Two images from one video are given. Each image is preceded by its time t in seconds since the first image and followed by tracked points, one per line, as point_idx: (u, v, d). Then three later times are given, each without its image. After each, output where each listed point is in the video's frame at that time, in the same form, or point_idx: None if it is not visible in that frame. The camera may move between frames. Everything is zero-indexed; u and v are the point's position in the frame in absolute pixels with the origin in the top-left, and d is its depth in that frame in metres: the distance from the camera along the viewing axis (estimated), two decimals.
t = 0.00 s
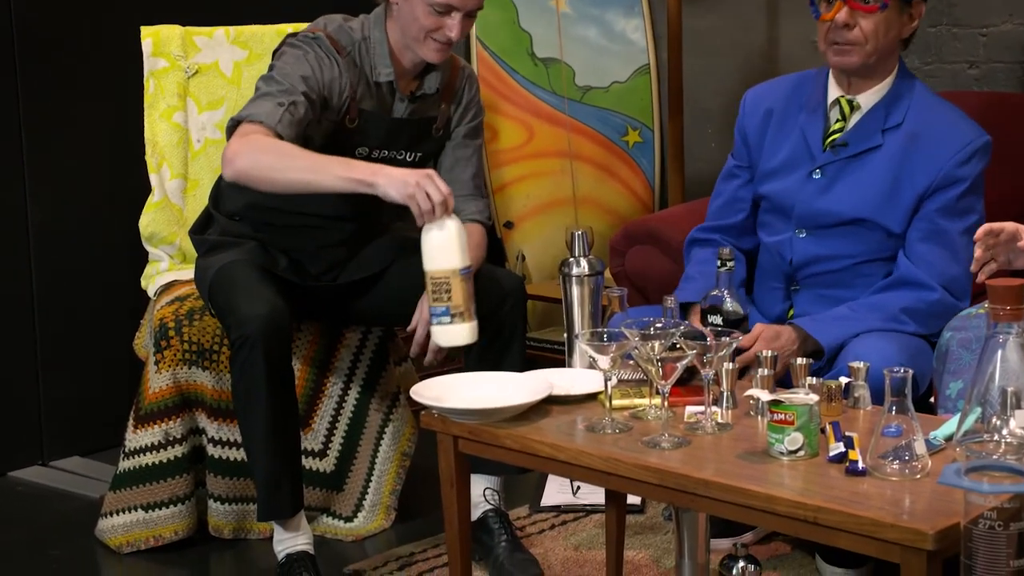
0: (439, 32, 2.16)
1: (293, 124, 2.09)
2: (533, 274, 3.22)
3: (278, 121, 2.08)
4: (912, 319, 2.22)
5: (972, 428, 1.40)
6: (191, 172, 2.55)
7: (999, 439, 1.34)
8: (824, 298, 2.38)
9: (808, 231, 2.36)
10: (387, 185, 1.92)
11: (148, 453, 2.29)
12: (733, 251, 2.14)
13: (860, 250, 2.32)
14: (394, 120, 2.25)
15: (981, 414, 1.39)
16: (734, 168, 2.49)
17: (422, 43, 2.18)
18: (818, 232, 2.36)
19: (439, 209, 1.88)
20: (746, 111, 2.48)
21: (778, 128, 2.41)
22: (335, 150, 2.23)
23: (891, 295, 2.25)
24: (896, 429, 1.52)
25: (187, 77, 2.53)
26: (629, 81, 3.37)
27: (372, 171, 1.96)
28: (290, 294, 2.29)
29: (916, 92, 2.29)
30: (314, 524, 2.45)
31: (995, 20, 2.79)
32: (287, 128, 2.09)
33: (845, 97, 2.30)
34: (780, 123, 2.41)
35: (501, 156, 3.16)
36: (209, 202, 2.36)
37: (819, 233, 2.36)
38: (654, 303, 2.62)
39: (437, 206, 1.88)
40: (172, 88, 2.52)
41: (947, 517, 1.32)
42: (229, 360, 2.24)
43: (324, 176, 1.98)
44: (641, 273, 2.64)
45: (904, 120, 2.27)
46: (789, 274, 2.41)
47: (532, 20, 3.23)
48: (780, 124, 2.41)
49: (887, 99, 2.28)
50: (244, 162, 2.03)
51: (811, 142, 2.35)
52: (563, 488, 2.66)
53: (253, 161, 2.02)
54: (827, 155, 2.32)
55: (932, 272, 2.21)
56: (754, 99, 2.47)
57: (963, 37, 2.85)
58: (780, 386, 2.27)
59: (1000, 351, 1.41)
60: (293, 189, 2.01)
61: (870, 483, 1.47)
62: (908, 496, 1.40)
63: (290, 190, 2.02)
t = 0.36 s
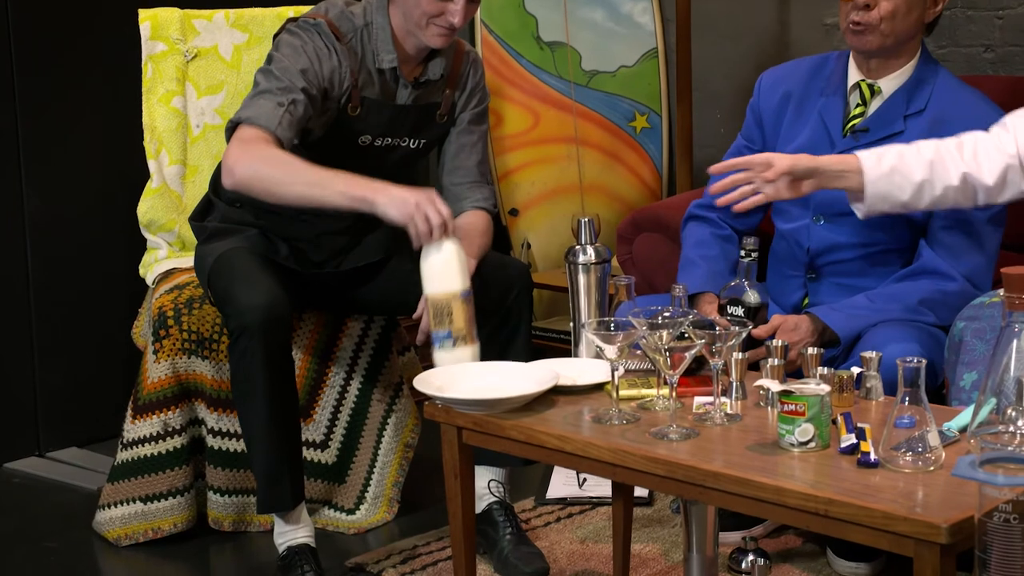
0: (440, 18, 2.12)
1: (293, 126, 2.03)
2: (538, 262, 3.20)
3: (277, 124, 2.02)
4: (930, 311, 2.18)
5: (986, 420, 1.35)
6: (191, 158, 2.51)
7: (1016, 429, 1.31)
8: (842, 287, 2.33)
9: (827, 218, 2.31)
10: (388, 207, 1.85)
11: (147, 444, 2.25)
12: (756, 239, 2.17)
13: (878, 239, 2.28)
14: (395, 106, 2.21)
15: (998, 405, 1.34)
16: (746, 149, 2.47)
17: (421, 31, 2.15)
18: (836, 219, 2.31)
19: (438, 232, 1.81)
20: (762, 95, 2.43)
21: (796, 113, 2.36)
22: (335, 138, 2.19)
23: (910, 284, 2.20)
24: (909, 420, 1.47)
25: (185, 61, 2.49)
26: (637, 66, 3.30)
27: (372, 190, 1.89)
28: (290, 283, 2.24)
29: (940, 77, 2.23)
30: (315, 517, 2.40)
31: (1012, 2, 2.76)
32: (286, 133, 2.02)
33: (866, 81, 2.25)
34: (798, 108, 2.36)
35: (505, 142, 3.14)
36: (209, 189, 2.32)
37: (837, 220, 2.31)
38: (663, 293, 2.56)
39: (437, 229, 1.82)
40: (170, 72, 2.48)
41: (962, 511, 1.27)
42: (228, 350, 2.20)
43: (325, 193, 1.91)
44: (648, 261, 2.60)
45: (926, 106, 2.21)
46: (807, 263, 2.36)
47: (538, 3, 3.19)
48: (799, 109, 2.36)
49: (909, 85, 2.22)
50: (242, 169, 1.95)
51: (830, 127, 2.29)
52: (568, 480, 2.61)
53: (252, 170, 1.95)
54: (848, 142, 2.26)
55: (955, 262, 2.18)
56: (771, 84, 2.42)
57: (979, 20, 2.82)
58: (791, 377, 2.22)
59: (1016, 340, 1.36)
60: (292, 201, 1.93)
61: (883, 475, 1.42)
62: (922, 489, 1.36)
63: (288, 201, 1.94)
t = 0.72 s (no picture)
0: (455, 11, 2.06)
1: (308, 174, 2.01)
2: (543, 253, 3.15)
3: (293, 177, 1.99)
4: (942, 304, 2.13)
5: (1002, 414, 1.31)
6: (189, 147, 2.48)
7: None
8: (852, 279, 2.27)
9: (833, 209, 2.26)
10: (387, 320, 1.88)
11: (145, 438, 2.20)
12: (763, 230, 2.08)
13: (887, 229, 2.23)
14: (403, 105, 2.14)
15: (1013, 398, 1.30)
16: (743, 142, 2.41)
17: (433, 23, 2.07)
18: (842, 210, 2.25)
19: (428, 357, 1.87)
20: (761, 85, 2.37)
21: (798, 102, 2.30)
22: (343, 141, 2.13)
23: (920, 275, 2.15)
24: (923, 414, 1.44)
25: (184, 47, 2.46)
26: (645, 52, 3.27)
27: (372, 295, 1.92)
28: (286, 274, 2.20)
29: (940, 60, 2.18)
30: (315, 512, 2.36)
31: None
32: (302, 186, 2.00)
33: (864, 63, 2.21)
34: (799, 98, 2.30)
35: (510, 130, 3.10)
36: (207, 179, 2.26)
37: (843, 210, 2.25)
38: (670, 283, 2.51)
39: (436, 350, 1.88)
40: (169, 58, 2.44)
41: (978, 508, 1.22)
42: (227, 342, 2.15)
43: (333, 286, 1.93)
44: (654, 250, 2.55)
45: (927, 88, 2.16)
46: (813, 254, 2.31)
47: None
48: (800, 97, 2.30)
49: (908, 68, 2.17)
50: (266, 229, 1.96)
51: (831, 116, 2.24)
52: (575, 476, 2.57)
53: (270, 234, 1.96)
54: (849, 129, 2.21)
55: (963, 251, 2.13)
56: (770, 74, 2.36)
57: (995, 6, 2.78)
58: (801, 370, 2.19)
59: None
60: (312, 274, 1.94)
61: (898, 470, 1.37)
62: (936, 485, 1.30)
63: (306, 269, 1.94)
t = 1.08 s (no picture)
0: None
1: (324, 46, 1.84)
2: (549, 243, 3.11)
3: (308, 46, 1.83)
4: (956, 295, 2.08)
5: None
6: (188, 135, 2.44)
7: None
8: (865, 271, 2.22)
9: (840, 201, 2.20)
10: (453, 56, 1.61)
11: (143, 432, 2.16)
12: (779, 225, 2.09)
13: (897, 219, 2.17)
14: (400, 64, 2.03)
15: None
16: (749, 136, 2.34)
17: None
18: (849, 202, 2.19)
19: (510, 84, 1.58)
20: (764, 77, 2.30)
21: (801, 94, 2.23)
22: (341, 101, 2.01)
23: (931, 266, 2.10)
24: (937, 408, 1.38)
25: (182, 33, 2.42)
26: (652, 39, 3.23)
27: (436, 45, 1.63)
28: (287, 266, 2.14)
29: (944, 45, 2.11)
30: (316, 508, 2.31)
31: None
32: (313, 45, 1.83)
33: (866, 53, 2.14)
34: (803, 88, 2.23)
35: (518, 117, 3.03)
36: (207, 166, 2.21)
37: (851, 202, 2.19)
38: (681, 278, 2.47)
39: (508, 79, 1.59)
40: (166, 44, 2.41)
41: (994, 503, 1.18)
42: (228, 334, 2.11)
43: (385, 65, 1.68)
44: (664, 243, 2.51)
45: (932, 76, 2.09)
46: (824, 247, 2.25)
47: None
48: (804, 88, 2.23)
49: (912, 56, 2.10)
50: (299, 80, 1.77)
51: (835, 108, 2.16)
52: (582, 471, 2.52)
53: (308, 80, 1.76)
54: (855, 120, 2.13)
55: (978, 240, 2.07)
56: (773, 65, 2.29)
57: None
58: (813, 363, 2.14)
59: None
60: (356, 90, 1.73)
61: (912, 465, 1.32)
62: (950, 480, 1.26)
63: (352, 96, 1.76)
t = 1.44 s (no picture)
0: None
1: None
2: (554, 234, 3.10)
3: None
4: (970, 287, 2.03)
5: None
6: (185, 123, 2.40)
7: None
8: (878, 264, 2.16)
9: (852, 193, 2.15)
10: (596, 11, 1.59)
11: (141, 426, 2.12)
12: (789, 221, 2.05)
13: (910, 210, 2.11)
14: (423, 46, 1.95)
15: None
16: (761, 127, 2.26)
17: None
18: (863, 194, 2.14)
19: (652, 23, 1.50)
20: (773, 67, 2.24)
21: (813, 85, 2.17)
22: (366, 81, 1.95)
23: (945, 258, 2.05)
24: (951, 401, 1.34)
25: (180, 19, 2.39)
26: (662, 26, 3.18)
27: None
28: (297, 256, 2.10)
29: (959, 34, 2.06)
30: (318, 503, 2.27)
31: None
32: None
33: (880, 43, 2.08)
34: (815, 79, 2.17)
35: (520, 105, 3.08)
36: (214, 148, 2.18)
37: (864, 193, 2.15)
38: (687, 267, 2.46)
39: (652, 19, 1.50)
40: (164, 31, 2.38)
41: (1009, 498, 1.13)
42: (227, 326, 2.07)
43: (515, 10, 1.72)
44: (673, 234, 2.47)
45: (947, 67, 2.04)
46: (837, 239, 2.19)
47: None
48: (814, 79, 2.17)
49: (927, 46, 2.05)
50: (438, 28, 1.79)
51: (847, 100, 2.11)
52: (588, 466, 2.48)
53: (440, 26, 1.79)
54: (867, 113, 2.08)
55: (992, 232, 2.02)
56: (782, 54, 2.23)
57: None
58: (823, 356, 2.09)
59: None
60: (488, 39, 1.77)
61: (926, 460, 1.27)
62: (964, 475, 1.21)
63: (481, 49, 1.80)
